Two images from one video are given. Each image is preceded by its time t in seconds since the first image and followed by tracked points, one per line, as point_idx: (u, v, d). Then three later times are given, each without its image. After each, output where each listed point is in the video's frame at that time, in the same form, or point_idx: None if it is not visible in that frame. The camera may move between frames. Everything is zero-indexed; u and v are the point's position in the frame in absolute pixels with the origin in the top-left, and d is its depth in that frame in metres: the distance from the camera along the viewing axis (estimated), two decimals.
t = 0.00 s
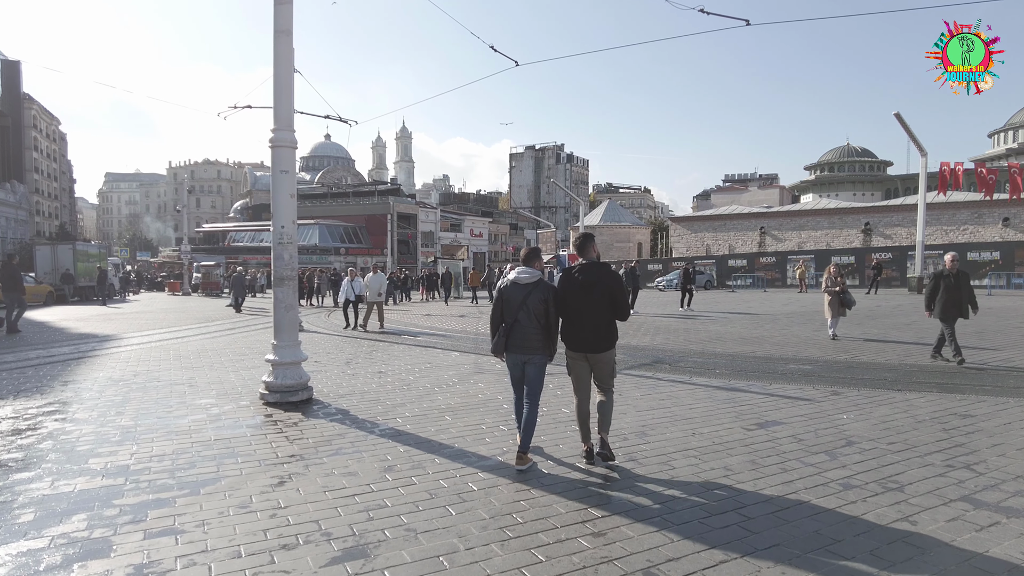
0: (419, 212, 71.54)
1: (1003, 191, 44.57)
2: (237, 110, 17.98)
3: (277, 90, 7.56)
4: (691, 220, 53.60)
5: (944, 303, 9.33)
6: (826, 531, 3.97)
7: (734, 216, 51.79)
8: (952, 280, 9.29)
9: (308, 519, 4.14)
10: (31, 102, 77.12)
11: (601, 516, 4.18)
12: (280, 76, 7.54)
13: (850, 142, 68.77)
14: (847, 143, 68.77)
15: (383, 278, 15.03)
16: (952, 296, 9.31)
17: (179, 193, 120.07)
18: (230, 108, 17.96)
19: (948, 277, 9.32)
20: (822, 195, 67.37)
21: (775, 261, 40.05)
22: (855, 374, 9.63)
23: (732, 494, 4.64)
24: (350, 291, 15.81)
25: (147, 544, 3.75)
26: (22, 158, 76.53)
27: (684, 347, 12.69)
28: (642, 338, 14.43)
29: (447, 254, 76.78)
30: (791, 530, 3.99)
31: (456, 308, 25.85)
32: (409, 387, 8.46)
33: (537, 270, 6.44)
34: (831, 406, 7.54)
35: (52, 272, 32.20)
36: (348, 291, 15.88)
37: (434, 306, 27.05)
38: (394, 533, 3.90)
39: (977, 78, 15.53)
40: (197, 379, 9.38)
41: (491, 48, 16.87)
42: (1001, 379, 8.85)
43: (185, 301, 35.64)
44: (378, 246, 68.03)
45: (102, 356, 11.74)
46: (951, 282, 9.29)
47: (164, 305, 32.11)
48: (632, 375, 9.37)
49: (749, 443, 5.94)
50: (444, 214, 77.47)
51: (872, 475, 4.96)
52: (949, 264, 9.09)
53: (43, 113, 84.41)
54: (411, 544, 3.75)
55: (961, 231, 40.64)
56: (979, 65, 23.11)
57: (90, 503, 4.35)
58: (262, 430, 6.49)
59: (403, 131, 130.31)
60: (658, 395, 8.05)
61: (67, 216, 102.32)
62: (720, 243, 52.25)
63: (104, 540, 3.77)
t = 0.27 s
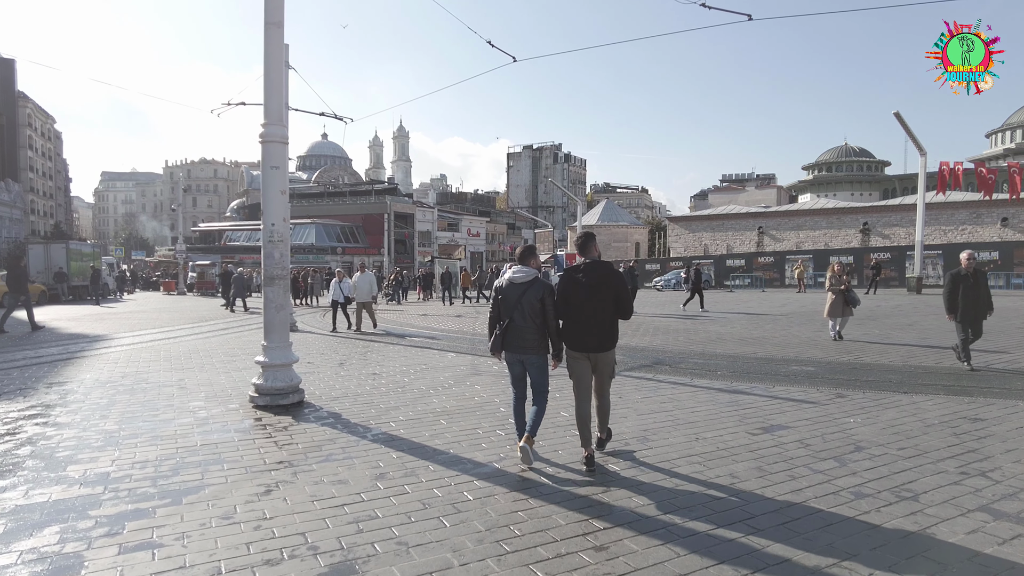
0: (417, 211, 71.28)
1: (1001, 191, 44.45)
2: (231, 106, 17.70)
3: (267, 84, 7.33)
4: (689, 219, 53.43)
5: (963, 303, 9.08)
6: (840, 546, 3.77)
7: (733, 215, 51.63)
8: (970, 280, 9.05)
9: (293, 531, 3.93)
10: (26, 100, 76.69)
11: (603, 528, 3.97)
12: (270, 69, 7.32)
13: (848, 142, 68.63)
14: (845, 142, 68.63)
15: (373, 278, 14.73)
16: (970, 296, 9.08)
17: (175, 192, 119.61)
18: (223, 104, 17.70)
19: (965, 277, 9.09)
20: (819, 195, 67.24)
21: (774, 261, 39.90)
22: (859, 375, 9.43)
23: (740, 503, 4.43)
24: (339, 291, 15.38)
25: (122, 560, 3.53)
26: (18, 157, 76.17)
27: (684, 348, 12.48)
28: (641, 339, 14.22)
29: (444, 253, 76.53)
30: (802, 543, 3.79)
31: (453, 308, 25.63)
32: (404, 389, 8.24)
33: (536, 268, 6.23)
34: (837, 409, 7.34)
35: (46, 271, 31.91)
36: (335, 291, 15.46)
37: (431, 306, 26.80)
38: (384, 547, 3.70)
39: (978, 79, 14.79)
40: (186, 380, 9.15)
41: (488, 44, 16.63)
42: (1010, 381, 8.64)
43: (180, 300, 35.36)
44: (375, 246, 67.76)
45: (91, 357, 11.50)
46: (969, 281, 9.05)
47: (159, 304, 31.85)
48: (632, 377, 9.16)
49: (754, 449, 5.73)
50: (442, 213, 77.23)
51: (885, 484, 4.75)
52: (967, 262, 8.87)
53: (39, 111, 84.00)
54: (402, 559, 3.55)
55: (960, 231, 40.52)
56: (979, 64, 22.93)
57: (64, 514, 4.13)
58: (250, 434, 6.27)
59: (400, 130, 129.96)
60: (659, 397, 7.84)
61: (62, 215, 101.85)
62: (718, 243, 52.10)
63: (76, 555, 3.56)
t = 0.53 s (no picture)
0: (412, 211, 71.03)
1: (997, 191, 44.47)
2: (223, 104, 17.46)
3: (257, 79, 7.13)
4: (685, 219, 53.37)
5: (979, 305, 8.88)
6: (854, 564, 3.59)
7: (729, 215, 51.58)
8: (987, 280, 8.88)
9: (279, 548, 3.75)
10: (19, 98, 76.20)
11: (603, 542, 3.80)
12: (260, 64, 7.12)
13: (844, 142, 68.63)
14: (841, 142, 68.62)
15: (364, 279, 14.44)
16: (988, 298, 8.87)
17: (169, 191, 119.10)
18: (215, 102, 17.44)
19: (981, 278, 8.94)
20: (815, 194, 67.27)
21: (770, 260, 39.84)
22: (861, 378, 9.27)
23: (747, 515, 4.25)
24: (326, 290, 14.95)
25: None
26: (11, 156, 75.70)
27: (682, 349, 12.32)
28: (638, 340, 14.06)
29: (440, 253, 76.33)
30: (811, 559, 3.63)
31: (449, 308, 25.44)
32: (398, 392, 8.04)
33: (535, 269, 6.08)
34: (840, 413, 7.18)
35: (37, 270, 31.62)
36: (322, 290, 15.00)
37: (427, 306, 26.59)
38: (374, 565, 3.51)
39: (978, 78, 14.90)
40: (175, 383, 8.94)
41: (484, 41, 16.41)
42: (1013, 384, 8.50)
43: (173, 300, 35.07)
44: (371, 245, 67.49)
45: (78, 359, 11.26)
46: (985, 282, 8.89)
47: (152, 304, 31.57)
48: (630, 380, 8.99)
49: (758, 456, 5.56)
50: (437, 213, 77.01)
51: (895, 493, 4.58)
52: (983, 261, 8.76)
53: (32, 109, 83.50)
54: None
55: (956, 231, 40.52)
56: (978, 65, 22.83)
57: (38, 528, 3.93)
58: (237, 441, 6.07)
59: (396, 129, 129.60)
60: (659, 401, 7.67)
61: (55, 213, 101.23)
62: (714, 243, 52.04)
63: None
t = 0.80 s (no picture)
0: (410, 210, 70.75)
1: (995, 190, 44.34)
2: (216, 102, 17.23)
3: (247, 73, 6.92)
4: (683, 219, 53.21)
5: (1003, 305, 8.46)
6: None
7: (727, 215, 51.43)
8: (1011, 280, 8.49)
9: (261, 563, 3.53)
10: (13, 97, 75.71)
11: (603, 556, 3.59)
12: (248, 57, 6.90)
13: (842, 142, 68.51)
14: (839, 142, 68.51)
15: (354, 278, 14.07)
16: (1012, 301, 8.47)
17: (166, 191, 118.67)
18: (208, 99, 17.21)
19: (1006, 278, 8.54)
20: (813, 194, 67.14)
21: (768, 260, 39.67)
22: (866, 379, 9.07)
23: (754, 525, 4.06)
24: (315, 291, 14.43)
25: None
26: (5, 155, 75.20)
27: (683, 350, 12.10)
28: (637, 340, 13.85)
29: (437, 253, 76.08)
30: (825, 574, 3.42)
31: (446, 308, 25.22)
32: (391, 395, 7.82)
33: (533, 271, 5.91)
34: (846, 416, 6.99)
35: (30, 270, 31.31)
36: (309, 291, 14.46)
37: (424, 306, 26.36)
38: None
39: (979, 78, 13.83)
40: (163, 385, 8.72)
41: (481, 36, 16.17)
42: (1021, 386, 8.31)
43: (168, 300, 34.79)
44: (368, 245, 67.22)
45: (65, 360, 11.03)
46: (1010, 283, 8.47)
47: (146, 304, 31.29)
48: (630, 381, 8.79)
49: (763, 462, 5.36)
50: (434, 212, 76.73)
51: (908, 501, 4.39)
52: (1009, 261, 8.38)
53: (26, 108, 83.04)
54: None
55: (954, 231, 40.41)
56: (978, 64, 22.65)
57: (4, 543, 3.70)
58: (223, 446, 5.85)
59: (393, 129, 129.29)
60: (659, 404, 7.47)
61: (51, 213, 100.73)
62: (712, 243, 51.88)
63: None
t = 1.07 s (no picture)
0: (408, 210, 70.51)
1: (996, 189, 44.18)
2: (210, 100, 17.03)
3: (234, 68, 6.72)
4: (682, 218, 53.05)
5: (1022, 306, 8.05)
6: None
7: (726, 214, 51.25)
8: None
9: None
10: (10, 96, 75.47)
11: (602, 574, 3.39)
12: (235, 51, 6.70)
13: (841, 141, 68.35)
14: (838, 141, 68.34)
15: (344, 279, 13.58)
16: None
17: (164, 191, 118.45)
18: (201, 97, 17.00)
19: None
20: (813, 194, 66.97)
21: (767, 260, 39.48)
22: (870, 381, 8.86)
23: (761, 539, 3.85)
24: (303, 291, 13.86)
25: None
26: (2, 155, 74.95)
27: (683, 351, 11.88)
28: (637, 341, 13.65)
29: (436, 253, 75.86)
30: None
31: (444, 308, 25.02)
32: (384, 399, 7.62)
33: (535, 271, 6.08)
34: (852, 420, 6.78)
35: (24, 270, 31.07)
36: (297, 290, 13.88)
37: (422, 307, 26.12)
38: None
39: (977, 78, 15.75)
40: (150, 388, 8.50)
41: (478, 31, 15.94)
42: None
43: (164, 300, 34.55)
44: (366, 245, 67.00)
45: (53, 362, 10.80)
46: None
47: (142, 303, 31.12)
48: (629, 384, 8.58)
49: (768, 469, 5.16)
50: (433, 212, 76.52)
51: (921, 513, 4.18)
52: None
53: (24, 108, 82.81)
54: None
55: (954, 230, 40.24)
56: (979, 63, 22.44)
57: None
58: (207, 452, 5.64)
59: (392, 129, 129.10)
60: (660, 408, 7.25)
61: (49, 213, 100.55)
62: (711, 242, 51.70)
63: None
